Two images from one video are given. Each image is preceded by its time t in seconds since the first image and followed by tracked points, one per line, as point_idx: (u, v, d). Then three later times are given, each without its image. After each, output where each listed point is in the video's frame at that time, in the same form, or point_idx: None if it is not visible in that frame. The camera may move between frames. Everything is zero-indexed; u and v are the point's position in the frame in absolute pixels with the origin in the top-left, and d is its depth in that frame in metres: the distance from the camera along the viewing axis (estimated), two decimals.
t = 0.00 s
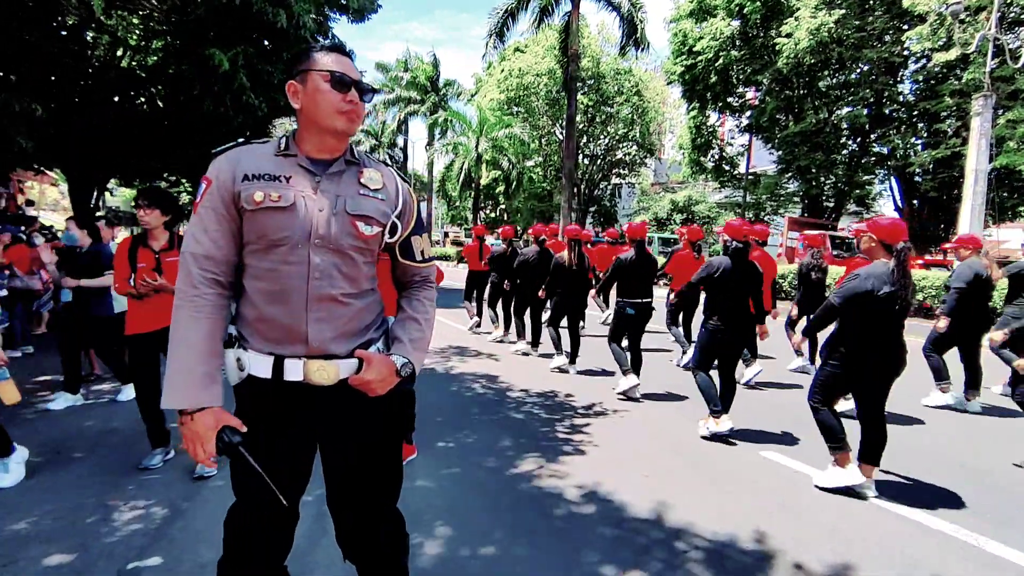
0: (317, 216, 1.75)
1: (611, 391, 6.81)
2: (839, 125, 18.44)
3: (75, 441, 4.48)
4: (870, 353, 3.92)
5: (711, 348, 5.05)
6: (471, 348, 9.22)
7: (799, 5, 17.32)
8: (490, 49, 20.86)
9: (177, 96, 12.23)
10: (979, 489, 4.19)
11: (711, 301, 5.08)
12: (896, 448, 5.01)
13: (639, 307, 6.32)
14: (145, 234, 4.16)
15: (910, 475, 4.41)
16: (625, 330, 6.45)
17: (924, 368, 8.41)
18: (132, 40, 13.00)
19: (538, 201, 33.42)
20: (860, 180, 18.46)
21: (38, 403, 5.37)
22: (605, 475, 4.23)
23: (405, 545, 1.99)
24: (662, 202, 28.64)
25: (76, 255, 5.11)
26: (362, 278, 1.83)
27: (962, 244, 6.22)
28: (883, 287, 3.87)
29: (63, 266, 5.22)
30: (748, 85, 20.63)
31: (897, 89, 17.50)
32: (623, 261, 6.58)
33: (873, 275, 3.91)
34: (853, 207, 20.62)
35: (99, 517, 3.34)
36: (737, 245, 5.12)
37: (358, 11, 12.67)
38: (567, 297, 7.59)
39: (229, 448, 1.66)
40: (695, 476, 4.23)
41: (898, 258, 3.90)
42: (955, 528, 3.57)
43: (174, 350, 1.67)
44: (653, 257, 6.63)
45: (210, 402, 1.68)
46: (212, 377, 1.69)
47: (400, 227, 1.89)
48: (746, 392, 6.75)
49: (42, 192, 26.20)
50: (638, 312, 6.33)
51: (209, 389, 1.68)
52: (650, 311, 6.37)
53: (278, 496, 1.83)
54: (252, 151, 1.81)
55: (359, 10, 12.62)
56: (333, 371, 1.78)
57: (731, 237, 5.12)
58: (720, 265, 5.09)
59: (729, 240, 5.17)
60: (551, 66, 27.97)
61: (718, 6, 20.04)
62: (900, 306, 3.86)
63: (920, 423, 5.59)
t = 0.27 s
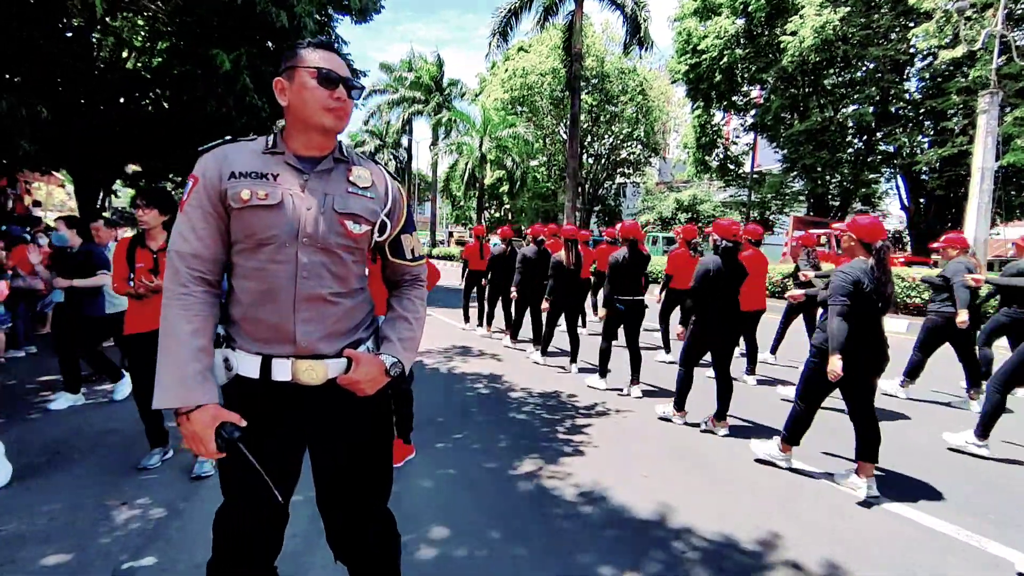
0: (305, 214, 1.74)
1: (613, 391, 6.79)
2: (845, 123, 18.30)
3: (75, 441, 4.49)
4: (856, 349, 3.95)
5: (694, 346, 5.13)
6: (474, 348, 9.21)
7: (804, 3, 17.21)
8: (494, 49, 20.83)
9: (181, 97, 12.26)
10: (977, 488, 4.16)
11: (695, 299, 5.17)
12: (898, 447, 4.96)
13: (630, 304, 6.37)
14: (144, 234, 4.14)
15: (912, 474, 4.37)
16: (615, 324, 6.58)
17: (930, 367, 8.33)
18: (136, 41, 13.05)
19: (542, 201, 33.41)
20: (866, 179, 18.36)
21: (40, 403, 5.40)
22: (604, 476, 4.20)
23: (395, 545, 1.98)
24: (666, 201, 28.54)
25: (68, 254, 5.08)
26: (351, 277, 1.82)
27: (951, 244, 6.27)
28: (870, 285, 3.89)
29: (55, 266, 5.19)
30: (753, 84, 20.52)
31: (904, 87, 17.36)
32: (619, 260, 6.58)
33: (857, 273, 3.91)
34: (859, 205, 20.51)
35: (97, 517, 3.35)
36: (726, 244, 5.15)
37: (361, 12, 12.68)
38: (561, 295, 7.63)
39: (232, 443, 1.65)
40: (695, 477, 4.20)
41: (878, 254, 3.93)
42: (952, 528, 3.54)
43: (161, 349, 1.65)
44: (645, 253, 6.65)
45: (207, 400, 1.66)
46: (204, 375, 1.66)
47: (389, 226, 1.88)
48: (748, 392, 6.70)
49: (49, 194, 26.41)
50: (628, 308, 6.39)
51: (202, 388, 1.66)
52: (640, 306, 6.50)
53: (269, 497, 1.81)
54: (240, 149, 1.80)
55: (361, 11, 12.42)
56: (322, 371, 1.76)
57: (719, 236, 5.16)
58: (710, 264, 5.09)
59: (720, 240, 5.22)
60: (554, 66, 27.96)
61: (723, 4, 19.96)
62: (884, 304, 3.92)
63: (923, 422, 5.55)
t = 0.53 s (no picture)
0: (292, 214, 1.73)
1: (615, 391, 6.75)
2: (852, 122, 18.15)
3: (76, 441, 4.51)
4: (835, 343, 3.99)
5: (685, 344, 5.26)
6: (477, 349, 9.20)
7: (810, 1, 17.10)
8: (499, 50, 20.81)
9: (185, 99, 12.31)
10: (978, 489, 4.11)
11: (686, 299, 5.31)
12: (902, 448, 4.90)
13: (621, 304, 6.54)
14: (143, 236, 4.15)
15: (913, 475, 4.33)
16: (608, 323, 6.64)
17: (937, 367, 8.23)
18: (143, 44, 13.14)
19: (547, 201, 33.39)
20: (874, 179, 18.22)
21: (44, 404, 5.43)
22: (603, 477, 4.18)
23: (383, 545, 1.97)
24: (672, 201, 28.43)
25: (63, 255, 5.12)
26: (339, 277, 1.80)
27: (937, 244, 6.19)
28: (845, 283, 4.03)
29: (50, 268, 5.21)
30: (759, 83, 20.39)
31: (912, 85, 17.19)
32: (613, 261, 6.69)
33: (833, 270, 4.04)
34: (866, 205, 20.36)
35: (93, 517, 3.35)
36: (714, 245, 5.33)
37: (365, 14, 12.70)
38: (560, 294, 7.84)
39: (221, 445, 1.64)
40: (694, 479, 4.16)
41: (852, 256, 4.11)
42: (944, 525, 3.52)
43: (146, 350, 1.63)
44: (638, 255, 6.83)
45: (195, 399, 1.64)
46: (191, 375, 1.64)
47: (377, 226, 1.86)
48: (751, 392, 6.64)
49: (57, 196, 26.66)
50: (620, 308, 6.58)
51: (190, 387, 1.64)
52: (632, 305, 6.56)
53: (256, 498, 1.80)
54: (226, 148, 1.79)
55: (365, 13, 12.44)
56: (308, 372, 1.75)
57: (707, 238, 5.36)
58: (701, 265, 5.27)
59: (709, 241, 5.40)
60: (559, 67, 27.89)
61: (728, 3, 19.87)
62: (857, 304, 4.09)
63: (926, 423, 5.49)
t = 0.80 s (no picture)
0: (281, 215, 1.73)
1: (620, 393, 6.72)
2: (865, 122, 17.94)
3: (83, 441, 4.57)
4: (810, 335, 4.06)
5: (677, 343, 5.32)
6: (483, 350, 9.20)
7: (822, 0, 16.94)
8: (508, 51, 20.80)
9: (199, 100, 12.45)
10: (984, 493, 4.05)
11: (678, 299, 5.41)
12: (909, 451, 4.83)
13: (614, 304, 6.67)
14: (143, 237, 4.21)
15: (918, 477, 4.27)
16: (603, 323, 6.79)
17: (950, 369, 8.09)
18: (157, 48, 13.31)
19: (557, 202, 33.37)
20: (887, 179, 18.02)
21: (54, 404, 5.51)
22: (603, 479, 4.16)
23: (373, 546, 1.96)
24: (683, 202, 28.28)
25: (67, 258, 5.28)
26: (328, 279, 1.80)
27: (927, 243, 6.14)
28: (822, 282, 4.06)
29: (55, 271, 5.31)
30: (770, 83, 20.22)
31: (926, 84, 16.96)
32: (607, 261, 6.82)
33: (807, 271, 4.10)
34: (879, 205, 20.16)
35: (94, 516, 3.38)
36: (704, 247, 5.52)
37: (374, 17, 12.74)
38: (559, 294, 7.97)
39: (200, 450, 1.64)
40: (696, 481, 4.13)
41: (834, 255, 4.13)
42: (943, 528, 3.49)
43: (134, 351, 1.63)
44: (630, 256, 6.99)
45: (180, 403, 1.64)
46: (178, 376, 1.64)
47: (367, 228, 1.86)
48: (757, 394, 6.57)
49: (71, 199, 27.01)
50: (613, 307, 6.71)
51: (176, 388, 1.64)
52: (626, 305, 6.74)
53: (243, 500, 1.80)
54: (217, 149, 1.80)
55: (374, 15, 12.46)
56: (297, 374, 1.75)
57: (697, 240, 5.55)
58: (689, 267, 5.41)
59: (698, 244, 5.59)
60: (568, 67, 27.83)
61: (739, 3, 19.76)
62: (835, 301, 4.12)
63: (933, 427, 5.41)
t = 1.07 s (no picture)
0: (267, 218, 1.74)
1: (624, 395, 6.68)
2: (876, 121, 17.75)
3: (88, 442, 4.61)
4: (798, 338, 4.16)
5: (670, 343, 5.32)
6: (489, 352, 9.19)
7: None
8: (515, 52, 20.79)
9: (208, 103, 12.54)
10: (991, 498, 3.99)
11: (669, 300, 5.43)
12: (916, 454, 4.76)
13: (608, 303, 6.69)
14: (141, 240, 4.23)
15: (925, 482, 4.21)
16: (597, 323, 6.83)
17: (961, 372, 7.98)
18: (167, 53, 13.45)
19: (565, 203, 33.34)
20: (898, 179, 17.83)
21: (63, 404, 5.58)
22: (603, 481, 4.16)
23: (363, 548, 1.96)
24: (692, 203, 28.16)
25: (71, 261, 5.34)
26: (315, 281, 1.80)
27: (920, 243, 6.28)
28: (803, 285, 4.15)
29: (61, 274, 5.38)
30: (780, 83, 20.07)
31: (938, 83, 16.75)
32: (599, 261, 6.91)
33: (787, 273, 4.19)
34: (891, 205, 19.93)
35: (96, 515, 3.42)
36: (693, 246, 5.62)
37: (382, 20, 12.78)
38: (558, 296, 8.25)
39: (173, 455, 1.66)
40: (697, 485, 4.09)
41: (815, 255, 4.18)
42: (948, 535, 3.44)
43: (121, 354, 1.65)
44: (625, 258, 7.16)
45: (156, 407, 1.67)
46: (157, 380, 1.67)
47: (356, 231, 1.86)
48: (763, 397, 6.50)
49: (85, 201, 27.34)
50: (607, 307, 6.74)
51: (153, 392, 1.66)
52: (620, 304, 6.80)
53: (231, 502, 1.81)
54: (206, 152, 1.81)
55: (382, 17, 12.43)
56: (284, 376, 1.75)
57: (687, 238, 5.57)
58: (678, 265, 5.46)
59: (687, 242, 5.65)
60: (577, 68, 27.79)
61: (748, 2, 19.65)
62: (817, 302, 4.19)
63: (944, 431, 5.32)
